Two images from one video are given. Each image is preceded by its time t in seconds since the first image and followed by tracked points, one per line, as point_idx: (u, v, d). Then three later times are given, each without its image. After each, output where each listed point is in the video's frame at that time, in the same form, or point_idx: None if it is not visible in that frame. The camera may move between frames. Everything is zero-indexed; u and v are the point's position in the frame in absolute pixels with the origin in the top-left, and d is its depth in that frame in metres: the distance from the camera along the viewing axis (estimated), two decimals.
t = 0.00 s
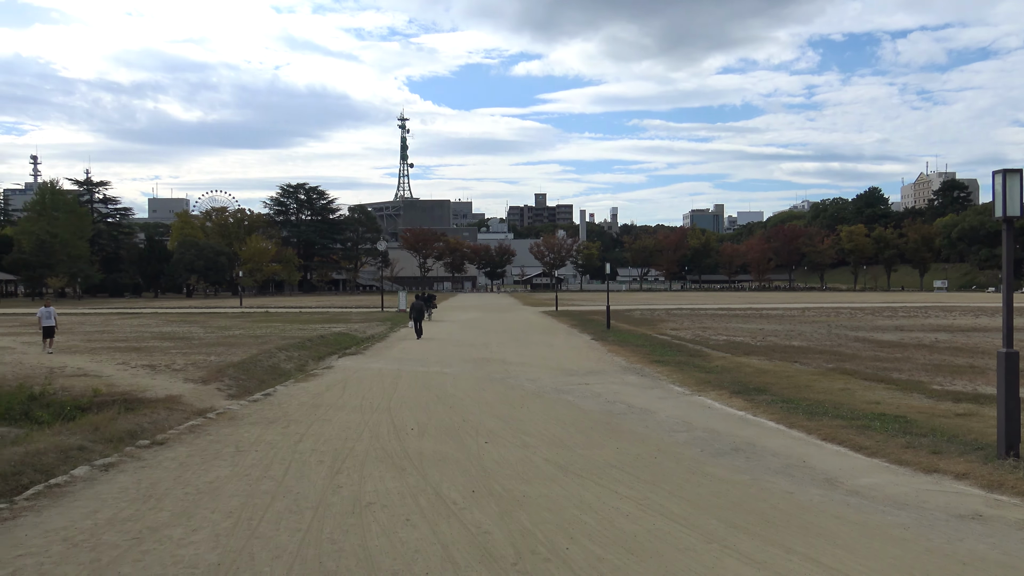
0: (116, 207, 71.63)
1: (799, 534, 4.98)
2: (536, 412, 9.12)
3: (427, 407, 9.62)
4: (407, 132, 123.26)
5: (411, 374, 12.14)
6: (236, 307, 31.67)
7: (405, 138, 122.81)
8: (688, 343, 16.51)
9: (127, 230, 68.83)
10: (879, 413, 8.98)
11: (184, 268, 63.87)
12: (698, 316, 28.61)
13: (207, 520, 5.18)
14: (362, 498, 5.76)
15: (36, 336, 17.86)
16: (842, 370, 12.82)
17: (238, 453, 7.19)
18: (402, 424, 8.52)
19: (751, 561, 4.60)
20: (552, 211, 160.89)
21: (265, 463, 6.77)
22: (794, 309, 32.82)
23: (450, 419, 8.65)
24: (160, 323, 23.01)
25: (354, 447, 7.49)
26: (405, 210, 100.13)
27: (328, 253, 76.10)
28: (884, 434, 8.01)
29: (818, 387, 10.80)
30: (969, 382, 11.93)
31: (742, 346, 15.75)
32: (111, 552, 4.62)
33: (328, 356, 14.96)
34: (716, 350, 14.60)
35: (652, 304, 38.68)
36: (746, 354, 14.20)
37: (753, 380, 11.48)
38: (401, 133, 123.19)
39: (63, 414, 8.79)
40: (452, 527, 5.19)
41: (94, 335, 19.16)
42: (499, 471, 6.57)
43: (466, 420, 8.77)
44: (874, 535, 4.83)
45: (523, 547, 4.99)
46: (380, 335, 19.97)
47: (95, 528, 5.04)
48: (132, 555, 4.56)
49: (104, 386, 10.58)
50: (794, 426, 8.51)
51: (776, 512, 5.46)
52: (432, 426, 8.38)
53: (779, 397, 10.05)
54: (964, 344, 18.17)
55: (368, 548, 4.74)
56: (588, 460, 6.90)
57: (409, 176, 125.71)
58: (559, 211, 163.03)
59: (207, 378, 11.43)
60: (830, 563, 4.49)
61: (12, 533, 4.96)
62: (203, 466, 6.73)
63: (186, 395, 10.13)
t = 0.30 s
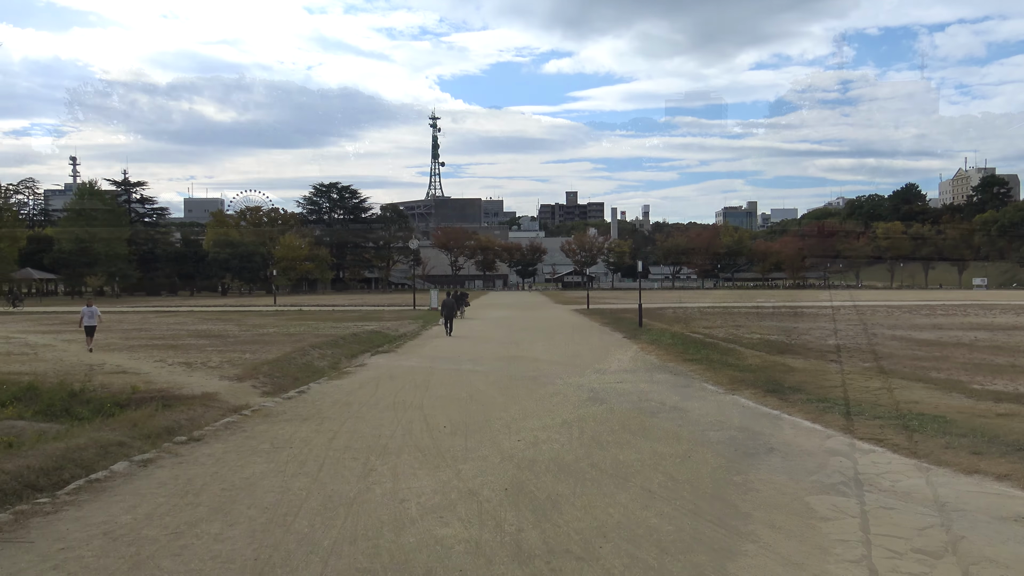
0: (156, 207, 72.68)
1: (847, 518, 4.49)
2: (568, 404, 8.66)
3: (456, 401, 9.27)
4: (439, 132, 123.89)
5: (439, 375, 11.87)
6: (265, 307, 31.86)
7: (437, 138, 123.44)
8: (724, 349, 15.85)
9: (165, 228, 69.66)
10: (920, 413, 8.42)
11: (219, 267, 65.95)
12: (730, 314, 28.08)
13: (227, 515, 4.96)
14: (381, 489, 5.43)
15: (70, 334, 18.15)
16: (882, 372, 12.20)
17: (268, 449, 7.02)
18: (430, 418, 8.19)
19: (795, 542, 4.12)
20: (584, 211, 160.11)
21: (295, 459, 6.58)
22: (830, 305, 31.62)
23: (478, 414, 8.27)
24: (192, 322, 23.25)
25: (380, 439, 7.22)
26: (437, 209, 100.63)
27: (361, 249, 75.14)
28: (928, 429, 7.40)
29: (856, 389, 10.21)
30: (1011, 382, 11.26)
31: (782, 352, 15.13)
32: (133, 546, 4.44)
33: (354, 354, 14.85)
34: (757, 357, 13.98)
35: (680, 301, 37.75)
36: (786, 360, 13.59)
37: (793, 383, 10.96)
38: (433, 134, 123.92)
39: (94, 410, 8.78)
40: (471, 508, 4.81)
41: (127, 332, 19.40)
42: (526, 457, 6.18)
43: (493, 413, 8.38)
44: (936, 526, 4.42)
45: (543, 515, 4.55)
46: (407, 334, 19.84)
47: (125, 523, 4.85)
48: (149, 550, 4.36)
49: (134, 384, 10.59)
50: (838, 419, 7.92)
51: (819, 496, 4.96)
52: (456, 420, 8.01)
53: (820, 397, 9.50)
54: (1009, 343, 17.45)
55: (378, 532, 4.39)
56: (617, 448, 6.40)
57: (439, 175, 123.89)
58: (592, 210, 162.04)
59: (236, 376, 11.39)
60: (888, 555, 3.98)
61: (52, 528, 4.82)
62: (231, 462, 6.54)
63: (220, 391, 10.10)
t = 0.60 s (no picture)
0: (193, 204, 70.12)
1: (846, 526, 3.85)
2: (562, 375, 7.97)
3: (444, 377, 8.79)
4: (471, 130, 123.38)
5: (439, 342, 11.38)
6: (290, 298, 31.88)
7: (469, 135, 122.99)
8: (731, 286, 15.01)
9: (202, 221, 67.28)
10: (957, 392, 7.59)
11: (240, 260, 43.30)
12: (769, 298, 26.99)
13: (172, 499, 4.58)
14: (333, 472, 4.97)
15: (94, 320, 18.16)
16: (914, 347, 11.27)
17: (247, 428, 6.68)
18: (412, 396, 7.75)
19: (778, 552, 3.47)
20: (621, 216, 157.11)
21: (264, 441, 6.23)
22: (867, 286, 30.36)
23: (466, 397, 7.56)
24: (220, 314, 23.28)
25: (354, 420, 6.80)
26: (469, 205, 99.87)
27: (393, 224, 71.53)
28: (957, 415, 6.57)
29: (886, 357, 9.41)
30: None
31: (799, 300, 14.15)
32: (57, 550, 4.10)
33: (375, 349, 14.57)
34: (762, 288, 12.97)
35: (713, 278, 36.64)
36: (796, 300, 12.57)
37: (801, 334, 10.01)
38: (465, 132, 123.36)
39: (97, 393, 8.53)
40: (416, 481, 4.27)
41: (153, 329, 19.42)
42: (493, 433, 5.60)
43: (480, 392, 7.88)
44: (939, 527, 4.18)
45: (487, 474, 3.98)
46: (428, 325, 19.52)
47: (75, 520, 4.54)
48: (69, 551, 4.00)
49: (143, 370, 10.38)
50: (853, 396, 7.22)
51: (811, 495, 4.28)
52: (440, 401, 7.54)
53: (840, 361, 8.70)
54: None
55: (300, 503, 3.87)
56: (603, 384, 5.55)
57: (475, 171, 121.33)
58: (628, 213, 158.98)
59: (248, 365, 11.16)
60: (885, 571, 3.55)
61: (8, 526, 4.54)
62: (205, 442, 6.22)
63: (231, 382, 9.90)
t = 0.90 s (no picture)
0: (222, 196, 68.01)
1: (848, 526, 3.81)
2: (565, 377, 7.96)
3: (444, 378, 8.78)
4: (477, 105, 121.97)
5: (438, 345, 11.34)
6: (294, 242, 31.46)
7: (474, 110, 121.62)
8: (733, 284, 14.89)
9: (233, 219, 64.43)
10: (964, 388, 7.48)
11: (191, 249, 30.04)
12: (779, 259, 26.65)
13: (181, 499, 4.61)
14: (335, 474, 4.98)
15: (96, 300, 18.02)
16: (922, 334, 11.07)
17: (248, 427, 6.68)
18: (414, 397, 7.77)
19: (780, 553, 3.47)
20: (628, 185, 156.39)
21: (266, 441, 6.26)
22: (872, 255, 30.07)
23: (471, 399, 7.58)
24: (221, 282, 22.92)
25: (356, 420, 6.83)
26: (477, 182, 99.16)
27: (394, 213, 71.00)
28: (961, 413, 6.50)
29: (891, 354, 9.29)
30: None
31: (802, 303, 14.06)
32: (58, 553, 4.11)
33: (385, 319, 14.50)
34: (764, 285, 12.84)
35: (717, 242, 36.19)
36: (797, 298, 12.45)
37: (802, 337, 9.97)
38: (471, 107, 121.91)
39: (98, 385, 8.44)
40: (418, 483, 4.27)
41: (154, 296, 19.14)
42: (495, 435, 5.60)
43: (482, 393, 7.88)
44: (941, 528, 4.18)
45: (489, 476, 3.97)
46: (430, 295, 19.17)
47: (75, 522, 4.54)
48: (69, 555, 4.01)
49: (143, 358, 10.26)
50: (855, 396, 7.20)
51: (813, 495, 4.25)
52: (441, 402, 7.55)
53: (842, 361, 8.63)
54: None
55: (301, 504, 3.85)
56: (608, 385, 5.53)
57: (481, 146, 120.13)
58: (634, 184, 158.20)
59: (248, 349, 11.01)
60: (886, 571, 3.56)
61: (8, 529, 4.53)
62: (206, 441, 6.23)
63: (225, 365, 9.63)
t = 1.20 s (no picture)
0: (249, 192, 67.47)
1: (851, 526, 3.80)
2: (568, 376, 7.93)
3: (447, 378, 8.78)
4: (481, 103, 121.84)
5: (441, 345, 11.33)
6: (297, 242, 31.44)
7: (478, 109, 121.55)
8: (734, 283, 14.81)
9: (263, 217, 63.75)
10: (967, 388, 7.46)
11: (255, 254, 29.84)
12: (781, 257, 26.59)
13: (185, 498, 4.62)
14: (338, 474, 4.99)
15: (98, 300, 18.02)
16: (924, 333, 11.03)
17: (252, 427, 6.69)
18: (417, 397, 7.77)
19: (783, 553, 3.46)
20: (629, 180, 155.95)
21: (268, 441, 6.26)
22: (876, 254, 29.86)
23: (473, 397, 7.56)
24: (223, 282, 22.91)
25: (358, 420, 6.83)
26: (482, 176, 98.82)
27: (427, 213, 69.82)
28: (965, 413, 6.48)
29: (894, 353, 9.26)
30: None
31: (805, 303, 14.01)
32: (62, 553, 4.12)
33: (389, 320, 14.51)
34: (766, 282, 12.80)
35: (720, 242, 36.03)
36: (800, 298, 12.37)
37: (806, 337, 9.90)
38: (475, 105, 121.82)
39: (100, 385, 8.45)
40: (420, 483, 4.26)
41: (156, 296, 19.11)
42: (498, 434, 5.61)
43: (484, 393, 7.88)
44: (945, 527, 4.17)
45: (493, 476, 3.96)
46: (432, 296, 19.11)
47: (79, 523, 4.54)
48: (74, 555, 4.02)
49: (145, 359, 10.26)
50: (858, 396, 7.18)
51: (816, 494, 4.24)
52: (444, 402, 7.55)
53: (845, 360, 8.58)
54: None
55: (303, 504, 3.83)
56: (611, 384, 5.53)
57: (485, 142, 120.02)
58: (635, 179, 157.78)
59: (249, 350, 11.01)
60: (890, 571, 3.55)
61: (13, 529, 4.54)
62: (209, 441, 6.22)
63: (227, 366, 9.63)
